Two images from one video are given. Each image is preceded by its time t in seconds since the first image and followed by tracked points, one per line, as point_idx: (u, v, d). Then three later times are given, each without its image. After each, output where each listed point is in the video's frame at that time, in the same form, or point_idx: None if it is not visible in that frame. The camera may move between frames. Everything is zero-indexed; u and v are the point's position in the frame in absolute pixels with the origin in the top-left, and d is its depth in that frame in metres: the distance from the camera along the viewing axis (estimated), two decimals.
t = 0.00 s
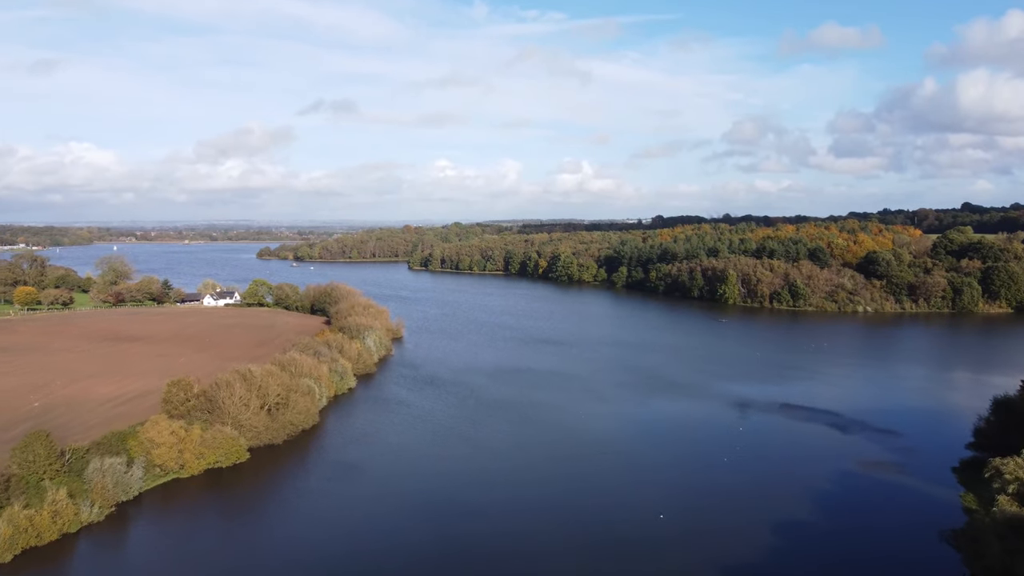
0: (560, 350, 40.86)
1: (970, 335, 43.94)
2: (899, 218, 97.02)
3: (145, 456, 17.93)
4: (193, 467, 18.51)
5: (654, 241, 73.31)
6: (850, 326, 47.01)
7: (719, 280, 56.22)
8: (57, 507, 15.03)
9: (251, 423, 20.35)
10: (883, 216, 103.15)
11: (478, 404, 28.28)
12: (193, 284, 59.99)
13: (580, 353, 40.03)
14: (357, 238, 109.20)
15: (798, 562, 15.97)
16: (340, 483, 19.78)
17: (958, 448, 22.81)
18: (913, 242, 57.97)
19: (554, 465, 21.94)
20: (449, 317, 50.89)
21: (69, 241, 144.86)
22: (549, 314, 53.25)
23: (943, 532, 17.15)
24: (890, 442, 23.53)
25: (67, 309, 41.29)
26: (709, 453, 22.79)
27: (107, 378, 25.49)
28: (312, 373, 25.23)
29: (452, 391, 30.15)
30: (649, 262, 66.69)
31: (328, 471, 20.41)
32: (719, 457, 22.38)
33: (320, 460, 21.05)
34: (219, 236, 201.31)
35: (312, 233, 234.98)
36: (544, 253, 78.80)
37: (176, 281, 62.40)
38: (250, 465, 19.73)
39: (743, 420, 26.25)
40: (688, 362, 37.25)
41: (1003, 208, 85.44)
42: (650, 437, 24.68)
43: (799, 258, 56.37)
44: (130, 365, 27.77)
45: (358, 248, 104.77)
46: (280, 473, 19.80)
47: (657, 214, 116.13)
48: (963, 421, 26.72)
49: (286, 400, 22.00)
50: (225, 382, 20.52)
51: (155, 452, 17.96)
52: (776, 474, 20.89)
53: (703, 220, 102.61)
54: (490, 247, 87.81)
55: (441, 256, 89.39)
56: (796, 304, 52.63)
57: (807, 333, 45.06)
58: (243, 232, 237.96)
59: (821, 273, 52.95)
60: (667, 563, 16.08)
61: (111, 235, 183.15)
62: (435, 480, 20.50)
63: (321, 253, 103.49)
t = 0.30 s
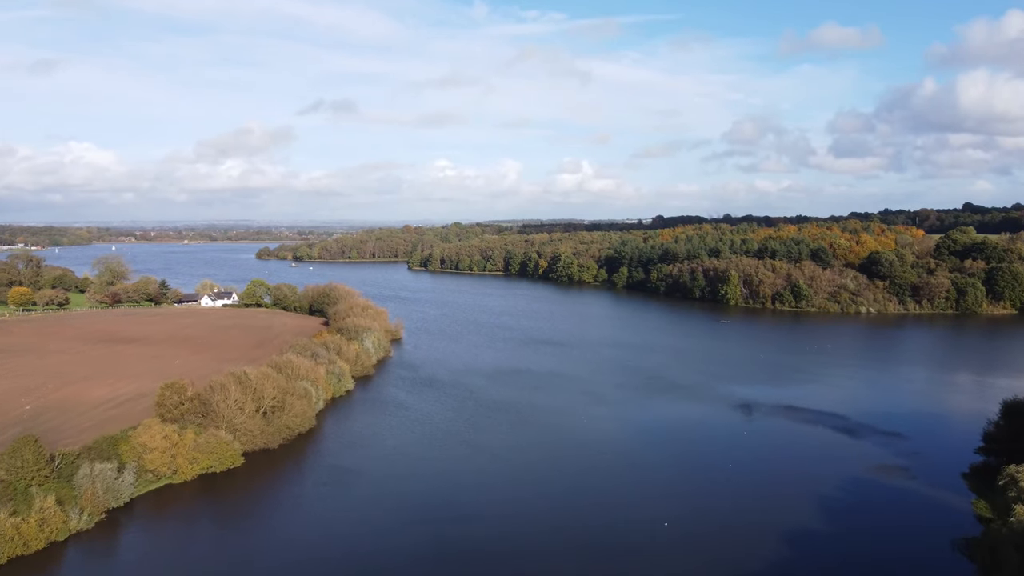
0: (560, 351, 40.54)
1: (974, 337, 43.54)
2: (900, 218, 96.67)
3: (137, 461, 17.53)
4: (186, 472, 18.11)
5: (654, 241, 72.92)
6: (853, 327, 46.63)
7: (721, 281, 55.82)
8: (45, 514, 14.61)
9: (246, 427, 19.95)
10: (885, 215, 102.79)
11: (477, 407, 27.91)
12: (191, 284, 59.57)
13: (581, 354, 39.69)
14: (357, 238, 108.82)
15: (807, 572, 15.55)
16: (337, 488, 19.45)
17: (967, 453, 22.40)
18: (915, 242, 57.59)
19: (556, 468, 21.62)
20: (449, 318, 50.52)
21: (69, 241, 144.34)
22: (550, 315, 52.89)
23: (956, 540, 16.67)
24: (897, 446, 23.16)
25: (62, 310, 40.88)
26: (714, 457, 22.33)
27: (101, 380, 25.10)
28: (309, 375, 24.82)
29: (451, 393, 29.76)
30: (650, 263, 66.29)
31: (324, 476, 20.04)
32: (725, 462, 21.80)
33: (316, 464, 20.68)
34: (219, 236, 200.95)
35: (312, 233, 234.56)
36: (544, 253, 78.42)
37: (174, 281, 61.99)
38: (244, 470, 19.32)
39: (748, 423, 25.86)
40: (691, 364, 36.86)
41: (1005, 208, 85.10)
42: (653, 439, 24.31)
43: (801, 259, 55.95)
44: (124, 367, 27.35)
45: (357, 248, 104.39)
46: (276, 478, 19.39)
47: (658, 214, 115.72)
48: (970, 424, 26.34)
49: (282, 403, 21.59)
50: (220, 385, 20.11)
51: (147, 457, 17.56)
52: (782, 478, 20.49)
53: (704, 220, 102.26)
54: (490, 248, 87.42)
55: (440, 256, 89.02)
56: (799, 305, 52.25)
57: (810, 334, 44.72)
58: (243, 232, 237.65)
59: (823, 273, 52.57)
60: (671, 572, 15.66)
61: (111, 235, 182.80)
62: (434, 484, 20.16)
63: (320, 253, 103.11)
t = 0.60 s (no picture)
0: (561, 351, 40.21)
1: (978, 337, 43.16)
2: (901, 218, 96.32)
3: (128, 466, 17.13)
4: (179, 477, 17.72)
5: (655, 241, 72.48)
6: (856, 327, 46.25)
7: (723, 281, 55.43)
8: (32, 522, 14.19)
9: (241, 431, 19.56)
10: (886, 215, 102.39)
11: (477, 409, 27.52)
12: (190, 284, 59.22)
13: (582, 355, 39.35)
14: (356, 237, 108.47)
15: None
16: (334, 493, 19.08)
17: (976, 457, 21.99)
18: (918, 242, 57.20)
19: (557, 472, 21.28)
20: (448, 318, 50.11)
21: (67, 241, 143.67)
22: (550, 315, 52.54)
23: (970, 550, 16.22)
24: (904, 449, 22.78)
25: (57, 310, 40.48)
26: (718, 462, 21.94)
27: (95, 383, 24.69)
28: (306, 378, 24.42)
29: (450, 395, 29.34)
30: (650, 263, 65.89)
31: (321, 481, 19.66)
32: (730, 467, 21.40)
33: (318, 463, 20.67)
34: (218, 236, 200.52)
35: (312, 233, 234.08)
36: (544, 253, 78.03)
37: (172, 281, 61.58)
38: (239, 475, 18.92)
39: (752, 426, 25.47)
40: (693, 365, 36.45)
41: (1006, 208, 84.72)
42: (655, 443, 23.93)
43: (803, 259, 55.56)
44: (119, 368, 26.92)
45: (357, 248, 103.98)
46: (272, 483, 18.99)
47: (658, 214, 115.34)
48: (977, 428, 25.95)
49: (277, 406, 21.19)
50: (214, 388, 19.71)
51: (139, 462, 17.18)
52: (788, 483, 20.10)
53: (704, 220, 101.87)
54: (490, 248, 87.07)
55: (440, 256, 88.61)
56: (801, 305, 51.86)
57: (813, 334, 44.38)
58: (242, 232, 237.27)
59: (826, 273, 52.14)
60: None
61: (110, 235, 182.38)
62: (433, 489, 19.80)
63: (320, 253, 102.75)
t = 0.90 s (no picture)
0: (561, 352, 39.88)
1: (983, 338, 42.81)
2: (902, 217, 95.91)
3: (119, 471, 16.72)
4: (171, 482, 17.33)
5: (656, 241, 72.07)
6: (859, 328, 45.90)
7: (724, 281, 55.03)
8: (18, 530, 13.76)
9: (235, 434, 19.17)
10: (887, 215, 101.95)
11: (476, 411, 27.14)
12: (187, 284, 58.83)
13: (583, 355, 39.02)
14: (355, 237, 107.99)
15: None
16: (332, 499, 18.70)
17: (985, 462, 21.66)
18: (921, 242, 56.81)
19: (558, 476, 20.93)
20: (448, 318, 49.74)
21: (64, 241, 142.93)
22: (550, 315, 52.18)
23: (984, 559, 15.97)
24: (912, 454, 22.43)
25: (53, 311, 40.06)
26: (723, 465, 21.62)
27: (89, 385, 24.30)
28: (302, 380, 24.03)
29: (449, 397, 28.96)
30: (651, 263, 65.48)
31: (318, 486, 19.27)
32: (735, 471, 21.07)
33: (318, 464, 20.60)
34: (217, 236, 200.01)
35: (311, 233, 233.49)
36: (544, 253, 77.62)
37: (169, 281, 61.20)
38: (233, 479, 18.54)
39: (757, 429, 25.09)
40: (696, 367, 36.07)
41: (1008, 208, 84.30)
42: (658, 445, 23.65)
43: (805, 259, 55.16)
44: (113, 370, 26.53)
45: (356, 248, 103.54)
46: (268, 488, 18.65)
47: (658, 214, 114.91)
48: (985, 431, 25.60)
49: (273, 409, 20.80)
50: (208, 391, 19.29)
51: (130, 467, 16.78)
52: (795, 489, 19.75)
53: (705, 219, 101.38)
54: (490, 247, 86.66)
55: (440, 256, 88.18)
56: (804, 305, 51.47)
57: (816, 335, 44.00)
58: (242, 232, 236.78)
59: (829, 273, 51.76)
60: None
61: (109, 234, 181.82)
62: (432, 494, 19.41)
63: (319, 253, 102.34)
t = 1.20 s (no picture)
0: (562, 352, 39.55)
1: (988, 339, 42.36)
2: (904, 217, 95.37)
3: (110, 476, 16.33)
4: (163, 488, 16.94)
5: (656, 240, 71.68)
6: (862, 328, 45.48)
7: (726, 281, 54.64)
8: (3, 538, 13.35)
9: (230, 438, 18.79)
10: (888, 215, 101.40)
11: (475, 413, 26.75)
12: (185, 284, 58.42)
13: (584, 356, 38.69)
14: (355, 237, 107.52)
15: None
16: (328, 504, 18.32)
17: (996, 467, 21.22)
18: (924, 242, 56.39)
19: (557, 481, 20.58)
20: (448, 319, 49.35)
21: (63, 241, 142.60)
22: (551, 315, 51.80)
23: (999, 567, 15.55)
24: (920, 458, 22.00)
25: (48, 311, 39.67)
26: (728, 469, 21.15)
27: (82, 386, 23.89)
28: (299, 382, 23.64)
29: (448, 398, 28.57)
30: (653, 263, 65.11)
31: (313, 491, 18.89)
32: (741, 475, 20.61)
33: (317, 464, 20.53)
34: (217, 235, 199.46)
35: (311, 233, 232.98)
36: (544, 253, 77.21)
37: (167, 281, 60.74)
38: (227, 484, 18.14)
39: (761, 432, 24.64)
40: (698, 368, 35.65)
41: (1010, 208, 83.78)
42: (661, 448, 23.22)
43: (808, 259, 54.77)
44: (107, 371, 26.12)
45: (356, 248, 103.10)
46: (263, 493, 18.26)
47: (658, 214, 114.39)
48: (994, 435, 25.17)
49: (269, 412, 20.40)
50: (202, 393, 18.89)
51: (121, 472, 16.38)
52: (802, 494, 19.29)
53: (706, 219, 100.87)
54: (490, 247, 86.24)
55: (439, 256, 87.74)
56: (806, 306, 51.09)
57: (819, 336, 43.60)
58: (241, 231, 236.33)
59: (831, 273, 51.39)
60: None
61: (108, 234, 181.35)
62: (429, 499, 19.05)
63: (318, 252, 101.92)
